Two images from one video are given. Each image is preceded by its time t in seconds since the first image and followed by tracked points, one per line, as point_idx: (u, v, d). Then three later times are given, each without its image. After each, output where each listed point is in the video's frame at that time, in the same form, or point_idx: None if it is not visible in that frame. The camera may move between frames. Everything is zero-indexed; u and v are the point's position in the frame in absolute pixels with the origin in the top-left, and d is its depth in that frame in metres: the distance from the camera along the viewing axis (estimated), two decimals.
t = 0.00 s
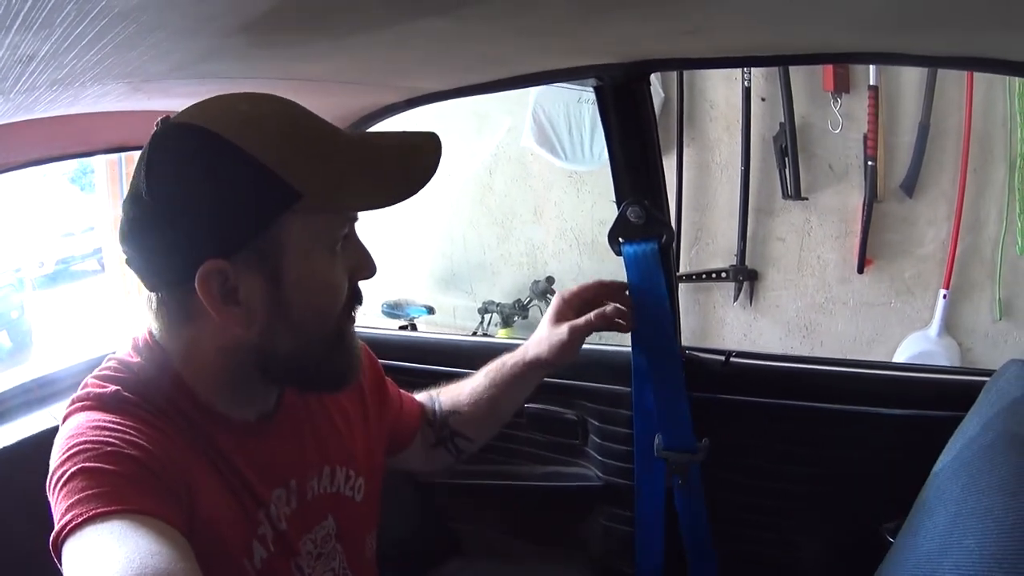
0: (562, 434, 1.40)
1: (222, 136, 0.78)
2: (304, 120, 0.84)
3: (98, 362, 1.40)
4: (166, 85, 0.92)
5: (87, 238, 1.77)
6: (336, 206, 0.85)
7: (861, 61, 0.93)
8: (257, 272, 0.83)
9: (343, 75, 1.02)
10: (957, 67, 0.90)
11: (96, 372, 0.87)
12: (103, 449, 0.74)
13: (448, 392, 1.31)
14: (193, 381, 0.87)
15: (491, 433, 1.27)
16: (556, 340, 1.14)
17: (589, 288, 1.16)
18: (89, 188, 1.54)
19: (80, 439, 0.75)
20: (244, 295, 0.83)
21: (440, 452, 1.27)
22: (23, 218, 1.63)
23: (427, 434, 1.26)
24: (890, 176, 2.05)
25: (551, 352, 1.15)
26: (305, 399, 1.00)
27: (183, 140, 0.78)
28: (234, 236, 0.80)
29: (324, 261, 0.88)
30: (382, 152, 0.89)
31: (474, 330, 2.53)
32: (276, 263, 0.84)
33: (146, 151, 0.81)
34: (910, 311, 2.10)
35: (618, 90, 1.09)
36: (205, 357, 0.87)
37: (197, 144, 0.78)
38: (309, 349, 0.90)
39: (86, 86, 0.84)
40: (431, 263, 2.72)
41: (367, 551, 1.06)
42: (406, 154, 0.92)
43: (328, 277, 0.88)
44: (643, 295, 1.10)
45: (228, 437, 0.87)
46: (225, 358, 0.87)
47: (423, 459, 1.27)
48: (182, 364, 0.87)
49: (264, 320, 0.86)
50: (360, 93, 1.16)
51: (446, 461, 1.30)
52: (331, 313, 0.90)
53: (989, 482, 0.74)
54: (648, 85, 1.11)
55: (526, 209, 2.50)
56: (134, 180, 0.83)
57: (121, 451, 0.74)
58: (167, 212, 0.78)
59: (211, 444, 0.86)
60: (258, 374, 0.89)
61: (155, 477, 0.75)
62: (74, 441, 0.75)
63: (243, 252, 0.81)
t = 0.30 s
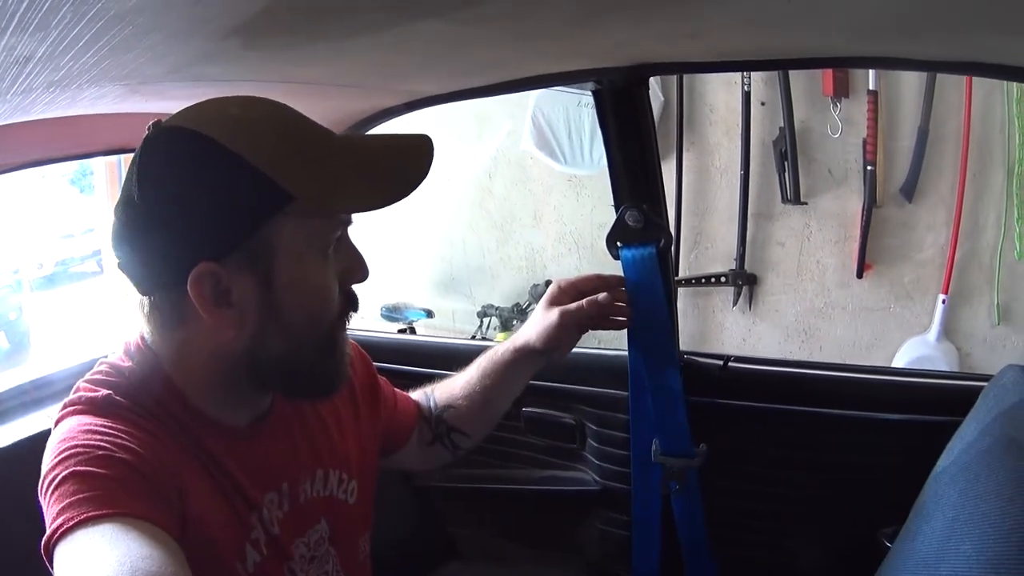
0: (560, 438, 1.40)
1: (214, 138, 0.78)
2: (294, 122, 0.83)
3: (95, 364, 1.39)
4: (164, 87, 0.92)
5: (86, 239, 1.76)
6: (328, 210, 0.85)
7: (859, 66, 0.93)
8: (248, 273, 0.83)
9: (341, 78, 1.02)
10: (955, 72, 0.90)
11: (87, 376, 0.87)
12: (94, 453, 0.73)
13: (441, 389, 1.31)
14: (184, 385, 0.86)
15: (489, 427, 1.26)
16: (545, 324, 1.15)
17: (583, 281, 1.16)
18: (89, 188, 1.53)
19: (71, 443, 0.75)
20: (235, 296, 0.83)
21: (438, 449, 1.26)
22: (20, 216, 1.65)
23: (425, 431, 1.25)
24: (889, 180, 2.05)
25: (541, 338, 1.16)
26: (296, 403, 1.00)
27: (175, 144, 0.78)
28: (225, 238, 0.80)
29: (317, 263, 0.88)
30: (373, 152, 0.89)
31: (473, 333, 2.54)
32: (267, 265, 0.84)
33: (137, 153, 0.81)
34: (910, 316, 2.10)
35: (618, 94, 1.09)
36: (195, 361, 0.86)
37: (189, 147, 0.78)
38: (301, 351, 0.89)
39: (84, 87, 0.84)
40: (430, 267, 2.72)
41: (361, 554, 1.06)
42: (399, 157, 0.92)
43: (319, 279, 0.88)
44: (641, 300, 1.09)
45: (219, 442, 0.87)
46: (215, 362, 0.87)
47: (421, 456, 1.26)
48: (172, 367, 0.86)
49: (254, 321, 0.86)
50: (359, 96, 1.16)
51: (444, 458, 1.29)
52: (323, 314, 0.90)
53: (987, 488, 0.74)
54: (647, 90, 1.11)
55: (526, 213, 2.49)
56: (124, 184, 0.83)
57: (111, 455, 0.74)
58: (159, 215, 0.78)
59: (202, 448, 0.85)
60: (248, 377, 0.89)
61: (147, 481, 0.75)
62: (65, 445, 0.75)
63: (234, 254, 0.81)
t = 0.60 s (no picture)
0: (560, 441, 1.39)
1: (207, 140, 0.79)
2: (282, 123, 0.83)
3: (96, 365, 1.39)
4: (164, 89, 0.92)
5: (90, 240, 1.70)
6: (318, 209, 0.85)
7: (859, 69, 0.94)
8: (241, 273, 0.83)
9: (341, 81, 1.02)
10: (955, 75, 0.90)
11: (86, 378, 0.86)
12: (92, 455, 0.73)
13: (441, 387, 1.31)
14: (182, 387, 0.86)
15: (489, 426, 1.26)
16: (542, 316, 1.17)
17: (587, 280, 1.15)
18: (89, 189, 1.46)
19: (70, 445, 0.75)
20: (228, 296, 0.84)
21: (438, 448, 1.26)
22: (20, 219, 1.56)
23: (425, 429, 1.25)
24: (890, 183, 2.05)
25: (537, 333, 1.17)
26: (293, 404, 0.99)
27: (171, 144, 0.79)
28: (218, 238, 0.80)
29: (310, 261, 0.88)
30: (368, 153, 0.90)
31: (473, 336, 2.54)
32: (260, 264, 0.84)
33: (133, 153, 0.81)
34: (910, 318, 2.10)
35: (618, 97, 1.09)
36: (191, 363, 0.87)
37: (183, 146, 0.78)
38: (296, 350, 0.89)
39: (84, 89, 0.84)
40: (431, 269, 2.72)
41: (360, 555, 1.06)
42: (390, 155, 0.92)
43: (313, 279, 0.88)
44: (639, 302, 1.08)
45: (217, 444, 0.87)
46: (211, 363, 0.87)
47: (422, 455, 1.26)
48: (170, 369, 0.86)
49: (247, 320, 0.86)
50: (360, 98, 1.16)
51: (444, 457, 1.29)
52: (318, 314, 0.90)
53: (987, 490, 0.74)
54: (648, 92, 1.11)
55: (526, 215, 2.49)
56: (119, 184, 0.83)
57: (110, 457, 0.74)
58: (154, 215, 0.78)
59: (200, 451, 0.85)
60: (245, 378, 0.88)
61: (145, 483, 0.75)
62: (64, 447, 0.75)
63: (228, 253, 0.81)
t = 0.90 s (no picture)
0: (560, 442, 1.39)
1: (202, 142, 0.78)
2: (272, 122, 0.83)
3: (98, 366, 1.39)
4: (163, 91, 0.92)
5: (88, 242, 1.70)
6: (311, 205, 0.85)
7: (858, 68, 0.93)
8: (236, 273, 0.83)
9: (340, 82, 1.02)
10: (954, 73, 0.89)
11: (84, 381, 0.86)
12: (90, 458, 0.73)
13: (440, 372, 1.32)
14: (180, 388, 0.86)
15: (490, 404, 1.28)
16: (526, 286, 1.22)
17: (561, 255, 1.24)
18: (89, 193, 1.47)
19: (68, 448, 0.75)
20: (224, 296, 0.83)
21: (440, 434, 1.27)
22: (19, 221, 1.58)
23: (426, 416, 1.26)
24: (890, 183, 2.05)
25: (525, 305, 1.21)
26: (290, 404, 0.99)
27: (167, 147, 0.78)
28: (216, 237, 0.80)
29: (306, 260, 0.88)
30: (359, 146, 0.90)
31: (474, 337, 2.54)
32: (254, 264, 0.84)
33: (126, 156, 0.81)
34: (910, 318, 2.10)
35: (617, 97, 1.09)
36: (188, 364, 0.87)
37: (179, 150, 0.78)
38: (292, 349, 0.89)
39: (83, 92, 0.84)
40: (431, 270, 2.72)
41: (360, 555, 1.06)
42: (380, 148, 0.92)
43: (307, 277, 0.88)
44: (640, 300, 1.08)
45: (215, 447, 0.87)
46: (208, 365, 0.87)
47: (423, 442, 1.27)
48: (167, 370, 0.87)
49: (243, 320, 0.86)
50: (359, 100, 1.16)
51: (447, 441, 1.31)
52: (314, 312, 0.90)
53: (987, 490, 0.74)
54: (647, 93, 1.11)
55: (527, 215, 2.49)
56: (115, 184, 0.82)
57: (108, 459, 0.74)
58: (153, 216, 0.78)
59: (198, 453, 0.85)
60: (241, 378, 0.88)
61: (143, 485, 0.75)
62: (62, 450, 0.75)
63: (222, 253, 0.81)
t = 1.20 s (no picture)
0: (562, 440, 1.39)
1: (180, 133, 0.79)
2: (237, 107, 0.83)
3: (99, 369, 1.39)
4: (159, 92, 0.92)
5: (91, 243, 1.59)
6: (289, 178, 0.85)
7: (856, 63, 0.93)
8: (227, 257, 0.83)
9: (337, 82, 1.02)
10: (954, 67, 0.89)
11: (79, 384, 0.86)
12: (86, 460, 0.73)
13: (446, 284, 1.30)
14: (174, 386, 0.87)
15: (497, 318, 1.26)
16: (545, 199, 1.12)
17: (590, 183, 1.10)
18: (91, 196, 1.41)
19: (65, 450, 0.75)
20: (216, 280, 0.84)
21: (455, 350, 1.27)
22: (19, 234, 1.45)
23: (436, 338, 1.25)
24: (890, 178, 2.04)
25: (539, 212, 1.12)
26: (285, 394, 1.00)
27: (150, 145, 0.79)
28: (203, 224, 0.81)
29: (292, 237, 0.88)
30: (333, 122, 0.89)
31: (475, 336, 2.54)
32: (244, 245, 0.84)
33: (105, 165, 0.82)
34: (912, 314, 2.10)
35: (615, 94, 1.09)
36: (182, 359, 0.87)
37: (158, 146, 0.79)
38: (286, 328, 0.90)
39: (78, 94, 0.84)
40: (432, 269, 2.72)
41: (359, 544, 1.07)
42: (347, 123, 0.90)
43: (294, 250, 0.88)
44: (637, 299, 1.09)
45: (213, 442, 0.87)
46: (204, 356, 0.88)
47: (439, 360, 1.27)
48: (164, 370, 0.87)
49: (235, 302, 0.86)
50: (356, 99, 1.16)
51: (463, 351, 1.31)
52: (305, 289, 0.90)
53: (990, 485, 0.74)
54: (645, 90, 1.11)
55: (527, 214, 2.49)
56: (99, 189, 0.84)
57: (103, 461, 0.73)
58: (138, 210, 0.79)
59: (195, 451, 0.85)
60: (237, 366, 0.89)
61: (140, 485, 0.74)
62: (58, 453, 0.74)
63: (211, 237, 0.82)
